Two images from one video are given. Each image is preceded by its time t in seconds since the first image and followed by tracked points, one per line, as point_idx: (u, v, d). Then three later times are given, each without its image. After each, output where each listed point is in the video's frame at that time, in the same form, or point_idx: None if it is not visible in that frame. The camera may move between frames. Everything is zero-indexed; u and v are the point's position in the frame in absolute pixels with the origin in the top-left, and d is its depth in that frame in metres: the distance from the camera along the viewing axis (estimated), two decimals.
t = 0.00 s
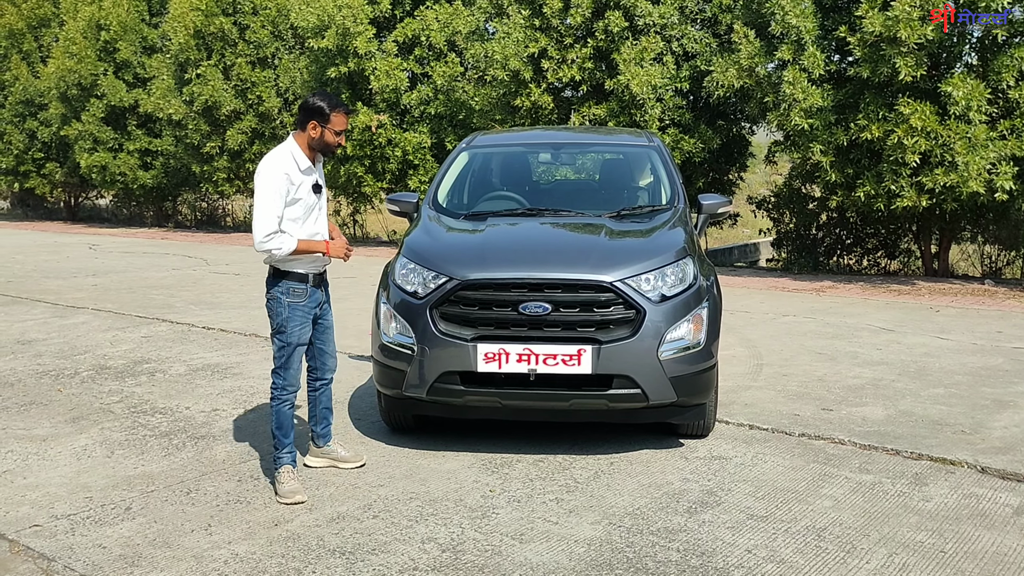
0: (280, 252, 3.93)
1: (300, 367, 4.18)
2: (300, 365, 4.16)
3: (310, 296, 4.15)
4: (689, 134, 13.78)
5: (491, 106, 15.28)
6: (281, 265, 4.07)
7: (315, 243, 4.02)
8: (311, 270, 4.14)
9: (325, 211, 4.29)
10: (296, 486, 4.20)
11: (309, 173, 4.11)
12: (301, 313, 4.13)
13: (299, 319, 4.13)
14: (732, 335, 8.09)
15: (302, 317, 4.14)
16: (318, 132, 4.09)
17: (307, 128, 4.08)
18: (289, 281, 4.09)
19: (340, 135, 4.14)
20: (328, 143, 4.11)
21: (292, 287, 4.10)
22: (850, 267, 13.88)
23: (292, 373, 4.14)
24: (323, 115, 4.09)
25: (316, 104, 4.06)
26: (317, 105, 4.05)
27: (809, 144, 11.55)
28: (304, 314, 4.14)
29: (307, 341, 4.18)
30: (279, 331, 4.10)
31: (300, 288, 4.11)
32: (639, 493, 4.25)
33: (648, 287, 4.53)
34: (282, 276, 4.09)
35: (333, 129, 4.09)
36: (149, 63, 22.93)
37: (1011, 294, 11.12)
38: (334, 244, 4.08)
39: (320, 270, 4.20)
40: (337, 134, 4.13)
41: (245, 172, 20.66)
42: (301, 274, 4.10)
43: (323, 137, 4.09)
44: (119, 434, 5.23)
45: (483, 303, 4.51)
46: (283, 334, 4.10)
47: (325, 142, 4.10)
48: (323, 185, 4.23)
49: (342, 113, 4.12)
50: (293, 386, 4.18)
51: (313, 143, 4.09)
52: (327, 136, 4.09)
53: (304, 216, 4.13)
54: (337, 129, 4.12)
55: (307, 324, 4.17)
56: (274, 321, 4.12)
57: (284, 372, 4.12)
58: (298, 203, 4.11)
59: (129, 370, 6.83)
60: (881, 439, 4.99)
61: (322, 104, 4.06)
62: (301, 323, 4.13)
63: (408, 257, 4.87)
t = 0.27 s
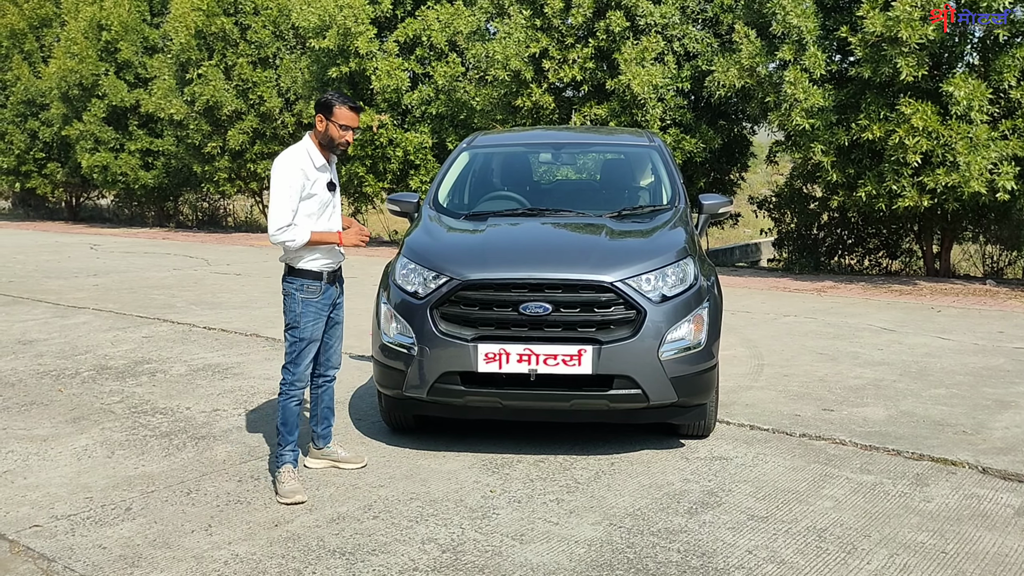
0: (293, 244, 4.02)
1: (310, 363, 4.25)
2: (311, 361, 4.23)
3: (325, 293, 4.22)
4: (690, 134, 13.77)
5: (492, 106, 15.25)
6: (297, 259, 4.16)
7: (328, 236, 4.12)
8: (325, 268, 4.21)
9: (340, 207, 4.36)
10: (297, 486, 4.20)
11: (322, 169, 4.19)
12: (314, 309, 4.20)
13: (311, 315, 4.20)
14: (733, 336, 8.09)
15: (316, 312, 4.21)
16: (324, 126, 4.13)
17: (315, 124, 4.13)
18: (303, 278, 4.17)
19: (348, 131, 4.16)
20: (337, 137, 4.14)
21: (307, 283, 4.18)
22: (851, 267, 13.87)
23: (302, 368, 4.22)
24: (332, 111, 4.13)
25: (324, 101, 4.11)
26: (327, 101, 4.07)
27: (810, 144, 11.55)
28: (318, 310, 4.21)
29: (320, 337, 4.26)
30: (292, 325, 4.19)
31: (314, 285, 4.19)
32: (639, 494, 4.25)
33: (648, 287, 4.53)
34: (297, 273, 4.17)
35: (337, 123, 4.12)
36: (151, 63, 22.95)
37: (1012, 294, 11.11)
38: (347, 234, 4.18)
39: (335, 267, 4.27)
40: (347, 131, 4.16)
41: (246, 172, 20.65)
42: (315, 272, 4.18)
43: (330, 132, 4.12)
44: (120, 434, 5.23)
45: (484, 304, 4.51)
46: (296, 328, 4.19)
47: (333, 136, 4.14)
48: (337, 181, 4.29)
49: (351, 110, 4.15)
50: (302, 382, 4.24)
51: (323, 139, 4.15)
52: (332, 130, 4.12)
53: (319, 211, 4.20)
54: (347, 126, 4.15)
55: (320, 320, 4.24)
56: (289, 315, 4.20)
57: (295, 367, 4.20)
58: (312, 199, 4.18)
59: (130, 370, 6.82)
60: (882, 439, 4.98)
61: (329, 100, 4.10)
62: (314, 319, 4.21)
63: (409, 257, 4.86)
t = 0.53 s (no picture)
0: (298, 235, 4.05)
1: (324, 356, 4.26)
2: (323, 353, 4.25)
3: (331, 286, 4.23)
4: (690, 134, 13.77)
5: (492, 105, 15.23)
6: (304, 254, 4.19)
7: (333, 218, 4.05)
8: (330, 263, 4.22)
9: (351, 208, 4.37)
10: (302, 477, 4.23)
11: (331, 168, 4.23)
12: (321, 301, 4.22)
13: (319, 308, 4.22)
14: (732, 335, 8.09)
15: (324, 305, 4.23)
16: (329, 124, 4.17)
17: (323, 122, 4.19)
18: (309, 272, 4.20)
19: (355, 128, 4.18)
20: (344, 134, 4.16)
21: (313, 277, 4.21)
22: (851, 267, 13.87)
23: (316, 361, 4.23)
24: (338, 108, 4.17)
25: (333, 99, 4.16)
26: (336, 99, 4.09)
27: (810, 143, 11.54)
28: (325, 303, 4.23)
29: (329, 329, 4.26)
30: (300, 320, 4.22)
31: (320, 278, 4.21)
32: (638, 494, 4.24)
33: (647, 287, 4.52)
34: (304, 269, 4.21)
35: (342, 119, 4.13)
36: (151, 62, 22.95)
37: (1012, 294, 11.11)
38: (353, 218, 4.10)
39: (343, 264, 4.27)
40: (352, 127, 4.17)
41: (246, 172, 20.61)
42: (321, 266, 4.20)
43: (338, 129, 4.15)
44: (118, 434, 5.22)
45: (483, 303, 4.50)
46: (304, 322, 4.23)
47: (341, 133, 4.16)
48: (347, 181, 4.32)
49: (355, 106, 4.14)
50: (317, 376, 4.25)
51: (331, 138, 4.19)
52: (339, 126, 4.14)
53: (325, 209, 4.23)
54: (352, 123, 4.17)
55: (328, 313, 4.25)
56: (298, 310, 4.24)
57: (308, 361, 4.22)
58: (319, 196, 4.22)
59: (129, 369, 6.82)
60: (881, 439, 4.98)
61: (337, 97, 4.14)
62: (321, 311, 4.22)
63: (408, 256, 4.86)
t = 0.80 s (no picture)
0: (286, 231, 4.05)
1: (326, 354, 4.28)
2: (325, 352, 4.27)
3: (331, 285, 4.25)
4: (690, 134, 13.77)
5: (492, 105, 15.22)
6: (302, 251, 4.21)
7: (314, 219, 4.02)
8: (331, 261, 4.22)
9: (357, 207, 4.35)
10: (320, 476, 4.30)
11: (334, 166, 4.23)
12: (321, 300, 4.24)
13: (319, 307, 4.24)
14: (732, 335, 8.08)
15: (324, 304, 4.25)
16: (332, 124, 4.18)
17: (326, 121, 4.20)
18: (310, 271, 4.22)
19: (358, 127, 4.17)
20: (346, 134, 4.16)
21: (313, 277, 4.23)
22: (851, 267, 13.86)
23: (317, 360, 4.26)
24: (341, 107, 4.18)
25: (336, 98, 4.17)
26: (336, 99, 4.09)
27: (810, 143, 11.54)
28: (325, 302, 4.25)
29: (330, 327, 4.28)
30: (302, 319, 4.26)
31: (319, 277, 4.23)
32: (636, 494, 4.24)
33: (647, 287, 4.52)
34: (305, 267, 4.22)
35: (344, 118, 4.13)
36: (150, 61, 22.95)
37: (1012, 294, 11.11)
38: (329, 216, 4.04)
39: (345, 263, 4.26)
40: (354, 126, 4.16)
41: (245, 171, 20.56)
42: (322, 265, 4.21)
43: (340, 129, 4.15)
44: (117, 433, 5.21)
45: (482, 302, 4.49)
46: (305, 321, 4.25)
47: (343, 132, 4.16)
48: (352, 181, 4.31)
49: (357, 106, 4.14)
50: (321, 375, 4.28)
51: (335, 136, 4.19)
52: (341, 125, 4.14)
53: (326, 206, 4.22)
54: (354, 121, 4.16)
55: (329, 312, 4.27)
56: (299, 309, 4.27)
57: (311, 360, 4.25)
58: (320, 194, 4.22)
59: (128, 368, 6.81)
60: (880, 439, 4.98)
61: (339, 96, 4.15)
62: (321, 310, 4.24)
63: (407, 255, 4.85)
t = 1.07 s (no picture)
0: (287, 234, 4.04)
1: (333, 345, 4.27)
2: (331, 343, 4.27)
3: (333, 280, 4.27)
4: (690, 133, 13.77)
5: (491, 104, 15.22)
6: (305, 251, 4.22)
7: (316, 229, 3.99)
8: (332, 259, 4.23)
9: (360, 208, 4.36)
10: (333, 471, 4.27)
11: (339, 168, 4.23)
12: (324, 293, 4.26)
13: (323, 298, 4.25)
14: (731, 335, 8.08)
15: (328, 296, 4.27)
16: (343, 129, 4.17)
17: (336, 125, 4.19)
18: (310, 267, 4.23)
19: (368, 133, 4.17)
20: (354, 138, 4.17)
21: (315, 271, 4.25)
22: (850, 267, 13.86)
23: (324, 351, 4.25)
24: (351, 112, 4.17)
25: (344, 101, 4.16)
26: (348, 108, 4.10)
27: (810, 143, 11.53)
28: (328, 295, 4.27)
29: (334, 319, 4.28)
30: (305, 312, 4.27)
31: (321, 271, 4.25)
32: (635, 493, 4.23)
33: (646, 287, 4.51)
34: (308, 264, 4.25)
35: (355, 124, 4.14)
36: (150, 60, 22.93)
37: (1011, 294, 11.10)
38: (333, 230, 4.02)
39: (345, 261, 4.26)
40: (366, 133, 4.17)
41: (245, 170, 20.51)
42: (322, 262, 4.22)
43: (349, 133, 4.16)
44: (115, 432, 5.21)
45: (481, 301, 4.48)
46: (308, 313, 4.27)
47: (351, 137, 4.16)
48: (356, 182, 4.32)
49: (369, 115, 4.15)
50: (330, 367, 4.26)
51: (341, 139, 4.19)
52: (351, 130, 4.15)
53: (329, 208, 4.23)
54: (365, 128, 4.16)
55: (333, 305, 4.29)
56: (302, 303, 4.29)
57: (317, 352, 4.25)
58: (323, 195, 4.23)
59: (127, 367, 6.80)
60: (879, 439, 4.97)
61: (348, 100, 4.14)
62: (324, 302, 4.25)
63: (407, 255, 4.84)
